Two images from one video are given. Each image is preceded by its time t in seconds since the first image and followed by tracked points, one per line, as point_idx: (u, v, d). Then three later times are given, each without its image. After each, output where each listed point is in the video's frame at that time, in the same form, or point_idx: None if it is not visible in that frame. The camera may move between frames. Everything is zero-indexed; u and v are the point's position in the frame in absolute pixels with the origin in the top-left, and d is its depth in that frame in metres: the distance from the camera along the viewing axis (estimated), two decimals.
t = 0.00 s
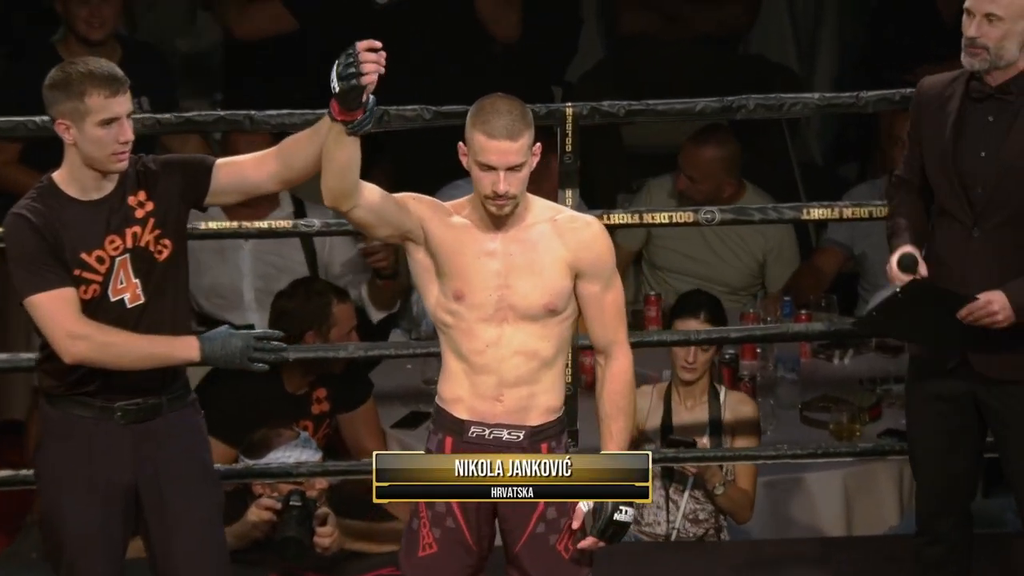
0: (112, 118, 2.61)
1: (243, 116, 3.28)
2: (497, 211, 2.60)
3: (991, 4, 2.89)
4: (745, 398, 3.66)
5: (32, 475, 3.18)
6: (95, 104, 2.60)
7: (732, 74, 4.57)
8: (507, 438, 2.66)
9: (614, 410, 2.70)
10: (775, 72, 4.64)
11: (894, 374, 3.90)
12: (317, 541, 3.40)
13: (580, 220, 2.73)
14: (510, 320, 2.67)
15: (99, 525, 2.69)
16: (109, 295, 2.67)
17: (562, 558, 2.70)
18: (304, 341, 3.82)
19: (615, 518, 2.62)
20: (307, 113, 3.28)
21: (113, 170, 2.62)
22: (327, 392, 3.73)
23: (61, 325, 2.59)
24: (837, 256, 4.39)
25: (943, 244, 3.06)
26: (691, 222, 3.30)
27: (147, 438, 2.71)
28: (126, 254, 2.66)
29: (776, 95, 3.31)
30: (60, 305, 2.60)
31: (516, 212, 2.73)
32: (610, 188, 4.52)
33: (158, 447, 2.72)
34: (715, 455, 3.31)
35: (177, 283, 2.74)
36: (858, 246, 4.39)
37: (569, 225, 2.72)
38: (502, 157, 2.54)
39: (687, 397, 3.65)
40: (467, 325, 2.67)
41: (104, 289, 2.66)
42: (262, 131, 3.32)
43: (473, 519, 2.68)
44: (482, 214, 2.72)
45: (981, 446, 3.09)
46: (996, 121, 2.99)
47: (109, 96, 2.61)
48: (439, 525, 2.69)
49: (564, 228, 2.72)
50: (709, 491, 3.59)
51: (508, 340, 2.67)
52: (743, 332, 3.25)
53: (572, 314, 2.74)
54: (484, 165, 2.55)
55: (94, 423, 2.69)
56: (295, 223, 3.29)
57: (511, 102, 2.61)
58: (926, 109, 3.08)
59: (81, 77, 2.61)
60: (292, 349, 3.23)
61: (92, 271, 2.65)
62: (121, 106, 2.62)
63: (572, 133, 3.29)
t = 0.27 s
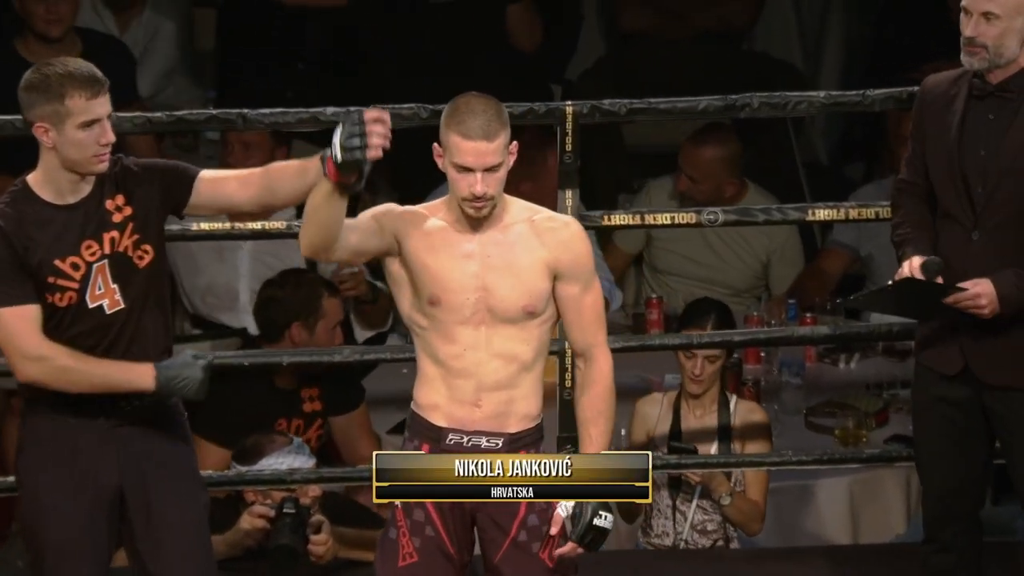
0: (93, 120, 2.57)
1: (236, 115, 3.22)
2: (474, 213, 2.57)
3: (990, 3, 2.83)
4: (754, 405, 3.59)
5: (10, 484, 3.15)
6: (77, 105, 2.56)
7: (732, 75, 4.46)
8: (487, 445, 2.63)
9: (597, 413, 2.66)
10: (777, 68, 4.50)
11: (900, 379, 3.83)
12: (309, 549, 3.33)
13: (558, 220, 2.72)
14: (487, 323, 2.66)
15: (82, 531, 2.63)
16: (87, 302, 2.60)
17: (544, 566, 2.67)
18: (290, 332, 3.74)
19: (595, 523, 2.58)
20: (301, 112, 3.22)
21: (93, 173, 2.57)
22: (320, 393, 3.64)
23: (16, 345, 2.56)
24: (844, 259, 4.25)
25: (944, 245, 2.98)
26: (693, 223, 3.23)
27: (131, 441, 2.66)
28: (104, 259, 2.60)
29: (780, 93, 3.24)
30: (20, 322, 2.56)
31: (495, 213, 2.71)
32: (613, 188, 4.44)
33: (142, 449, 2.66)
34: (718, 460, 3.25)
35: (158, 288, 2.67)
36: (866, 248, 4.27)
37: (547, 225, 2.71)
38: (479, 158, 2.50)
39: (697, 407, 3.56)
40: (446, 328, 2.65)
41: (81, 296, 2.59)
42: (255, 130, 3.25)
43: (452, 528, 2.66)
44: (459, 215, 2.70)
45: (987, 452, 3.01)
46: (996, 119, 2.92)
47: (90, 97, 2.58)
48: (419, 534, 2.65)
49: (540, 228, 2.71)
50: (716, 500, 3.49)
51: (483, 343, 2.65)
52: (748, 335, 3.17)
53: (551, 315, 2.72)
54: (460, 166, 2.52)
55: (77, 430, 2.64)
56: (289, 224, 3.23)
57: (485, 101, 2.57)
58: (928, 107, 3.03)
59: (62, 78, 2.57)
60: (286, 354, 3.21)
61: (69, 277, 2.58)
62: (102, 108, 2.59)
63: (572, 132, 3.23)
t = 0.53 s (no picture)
0: (86, 121, 2.51)
1: (231, 114, 3.15)
2: (457, 215, 2.54)
3: (1002, 8, 2.75)
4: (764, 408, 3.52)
5: None
6: (71, 106, 2.50)
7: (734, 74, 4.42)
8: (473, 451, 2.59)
9: (580, 414, 2.65)
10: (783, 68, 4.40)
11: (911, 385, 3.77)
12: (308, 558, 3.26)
13: (540, 216, 2.67)
14: (471, 326, 2.60)
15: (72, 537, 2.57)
16: (74, 314, 2.53)
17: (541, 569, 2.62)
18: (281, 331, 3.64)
19: (589, 523, 2.55)
20: (298, 111, 3.16)
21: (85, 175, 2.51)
22: (314, 394, 3.58)
23: None
24: (851, 260, 4.20)
25: (956, 248, 2.91)
26: (697, 224, 3.17)
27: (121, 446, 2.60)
28: (91, 268, 2.54)
29: (787, 92, 3.17)
30: None
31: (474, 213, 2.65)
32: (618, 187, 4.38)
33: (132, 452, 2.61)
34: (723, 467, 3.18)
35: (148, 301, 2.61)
36: (874, 250, 4.20)
37: (528, 222, 2.66)
38: (460, 160, 2.47)
39: (705, 412, 3.50)
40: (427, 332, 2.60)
41: (67, 304, 2.52)
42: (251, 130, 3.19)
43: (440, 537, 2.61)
44: (439, 217, 2.65)
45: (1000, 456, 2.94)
46: (1008, 120, 2.84)
47: (83, 98, 2.51)
48: (407, 545, 2.61)
49: (521, 226, 2.66)
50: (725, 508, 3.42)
51: (467, 347, 2.60)
52: (756, 339, 3.11)
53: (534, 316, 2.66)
54: (440, 168, 2.49)
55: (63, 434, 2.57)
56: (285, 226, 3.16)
57: (460, 100, 2.55)
58: (939, 106, 2.95)
59: (55, 76, 2.51)
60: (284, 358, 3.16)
61: (53, 284, 2.51)
62: (95, 109, 2.53)
63: (574, 132, 3.15)
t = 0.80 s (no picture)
0: (86, 123, 2.42)
1: (225, 114, 3.08)
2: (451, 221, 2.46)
3: None
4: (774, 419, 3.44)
5: None
6: (71, 107, 2.41)
7: (731, 75, 4.32)
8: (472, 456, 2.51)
9: (572, 406, 2.64)
10: (786, 68, 4.38)
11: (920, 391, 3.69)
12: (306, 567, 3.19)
13: (525, 213, 2.62)
14: (465, 330, 2.53)
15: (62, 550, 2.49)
16: (65, 322, 2.45)
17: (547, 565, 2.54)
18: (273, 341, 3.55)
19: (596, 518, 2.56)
20: (293, 111, 3.08)
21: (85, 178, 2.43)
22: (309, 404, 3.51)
23: None
24: (860, 262, 4.14)
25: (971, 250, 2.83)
26: (703, 227, 3.10)
27: (112, 457, 2.52)
28: (86, 277, 2.46)
29: (794, 91, 3.09)
30: None
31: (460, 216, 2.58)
32: (620, 189, 4.32)
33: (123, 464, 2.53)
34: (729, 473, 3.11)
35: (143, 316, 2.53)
36: (883, 253, 4.15)
37: (515, 220, 2.61)
38: (454, 162, 2.40)
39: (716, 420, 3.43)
40: (422, 339, 2.51)
41: (58, 312, 2.44)
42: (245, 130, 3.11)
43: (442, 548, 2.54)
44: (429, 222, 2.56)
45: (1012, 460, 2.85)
46: None
47: (84, 99, 2.43)
48: (407, 557, 2.54)
49: (508, 224, 2.60)
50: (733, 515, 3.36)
51: (464, 351, 2.52)
52: (762, 343, 3.04)
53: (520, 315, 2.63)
54: (434, 173, 2.41)
55: (52, 443, 2.49)
56: (280, 228, 3.09)
57: (445, 103, 2.48)
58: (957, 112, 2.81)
59: (54, 77, 2.43)
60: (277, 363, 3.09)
61: (45, 291, 2.44)
62: (95, 110, 2.44)
63: (576, 132, 3.07)
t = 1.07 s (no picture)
0: (93, 121, 2.37)
1: (219, 109, 3.01)
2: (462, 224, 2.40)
3: None
4: (780, 421, 3.38)
5: None
6: (77, 104, 2.35)
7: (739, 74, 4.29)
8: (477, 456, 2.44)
9: (578, 399, 2.59)
10: (791, 63, 4.32)
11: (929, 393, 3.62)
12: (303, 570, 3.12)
13: (527, 208, 2.55)
14: (468, 332, 2.44)
15: (56, 558, 2.41)
16: (63, 326, 2.38)
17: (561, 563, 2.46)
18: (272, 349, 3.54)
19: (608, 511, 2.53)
20: (289, 106, 3.01)
21: (89, 177, 2.36)
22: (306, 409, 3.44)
23: None
24: (867, 261, 4.08)
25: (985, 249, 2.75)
26: (707, 224, 3.02)
27: (110, 462, 2.44)
28: (86, 280, 2.40)
29: (801, 86, 3.02)
30: None
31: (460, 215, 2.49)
32: (623, 185, 4.25)
33: (120, 471, 2.45)
34: (735, 477, 3.04)
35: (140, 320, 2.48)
36: (892, 254, 4.08)
37: (517, 215, 2.54)
38: (466, 162, 2.34)
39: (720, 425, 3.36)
40: (425, 342, 2.43)
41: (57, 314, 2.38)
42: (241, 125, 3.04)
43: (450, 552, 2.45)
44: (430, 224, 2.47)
45: None
46: None
47: (90, 96, 2.37)
48: (413, 561, 2.45)
49: (509, 219, 2.53)
50: (739, 519, 3.32)
51: (467, 353, 2.45)
52: (767, 344, 2.97)
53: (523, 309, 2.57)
54: (447, 176, 2.35)
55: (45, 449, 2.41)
56: (276, 226, 3.02)
57: (443, 103, 2.42)
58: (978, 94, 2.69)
59: (62, 73, 2.37)
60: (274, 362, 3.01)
61: (44, 292, 2.37)
62: (102, 108, 2.38)
63: (578, 128, 3.01)
